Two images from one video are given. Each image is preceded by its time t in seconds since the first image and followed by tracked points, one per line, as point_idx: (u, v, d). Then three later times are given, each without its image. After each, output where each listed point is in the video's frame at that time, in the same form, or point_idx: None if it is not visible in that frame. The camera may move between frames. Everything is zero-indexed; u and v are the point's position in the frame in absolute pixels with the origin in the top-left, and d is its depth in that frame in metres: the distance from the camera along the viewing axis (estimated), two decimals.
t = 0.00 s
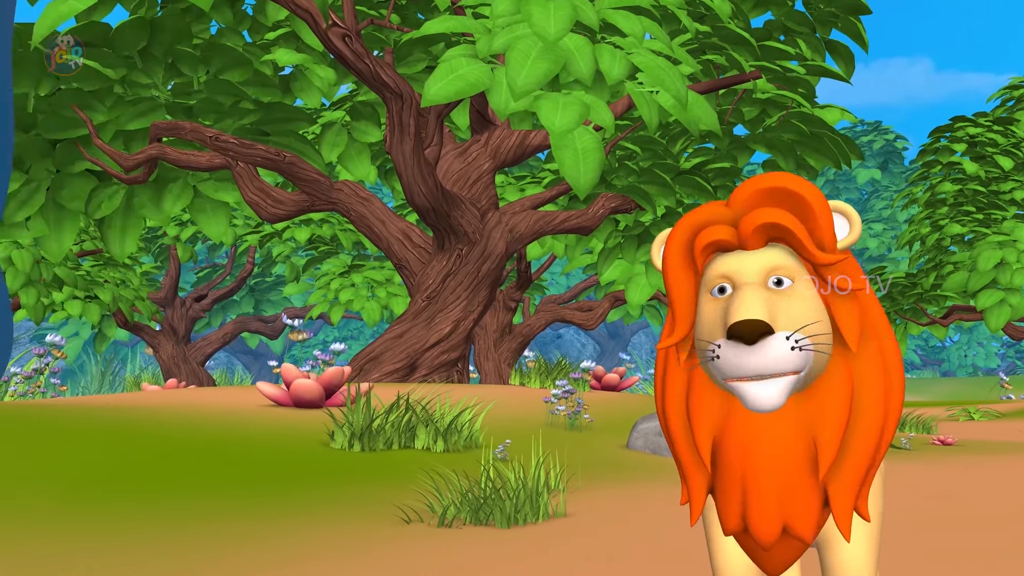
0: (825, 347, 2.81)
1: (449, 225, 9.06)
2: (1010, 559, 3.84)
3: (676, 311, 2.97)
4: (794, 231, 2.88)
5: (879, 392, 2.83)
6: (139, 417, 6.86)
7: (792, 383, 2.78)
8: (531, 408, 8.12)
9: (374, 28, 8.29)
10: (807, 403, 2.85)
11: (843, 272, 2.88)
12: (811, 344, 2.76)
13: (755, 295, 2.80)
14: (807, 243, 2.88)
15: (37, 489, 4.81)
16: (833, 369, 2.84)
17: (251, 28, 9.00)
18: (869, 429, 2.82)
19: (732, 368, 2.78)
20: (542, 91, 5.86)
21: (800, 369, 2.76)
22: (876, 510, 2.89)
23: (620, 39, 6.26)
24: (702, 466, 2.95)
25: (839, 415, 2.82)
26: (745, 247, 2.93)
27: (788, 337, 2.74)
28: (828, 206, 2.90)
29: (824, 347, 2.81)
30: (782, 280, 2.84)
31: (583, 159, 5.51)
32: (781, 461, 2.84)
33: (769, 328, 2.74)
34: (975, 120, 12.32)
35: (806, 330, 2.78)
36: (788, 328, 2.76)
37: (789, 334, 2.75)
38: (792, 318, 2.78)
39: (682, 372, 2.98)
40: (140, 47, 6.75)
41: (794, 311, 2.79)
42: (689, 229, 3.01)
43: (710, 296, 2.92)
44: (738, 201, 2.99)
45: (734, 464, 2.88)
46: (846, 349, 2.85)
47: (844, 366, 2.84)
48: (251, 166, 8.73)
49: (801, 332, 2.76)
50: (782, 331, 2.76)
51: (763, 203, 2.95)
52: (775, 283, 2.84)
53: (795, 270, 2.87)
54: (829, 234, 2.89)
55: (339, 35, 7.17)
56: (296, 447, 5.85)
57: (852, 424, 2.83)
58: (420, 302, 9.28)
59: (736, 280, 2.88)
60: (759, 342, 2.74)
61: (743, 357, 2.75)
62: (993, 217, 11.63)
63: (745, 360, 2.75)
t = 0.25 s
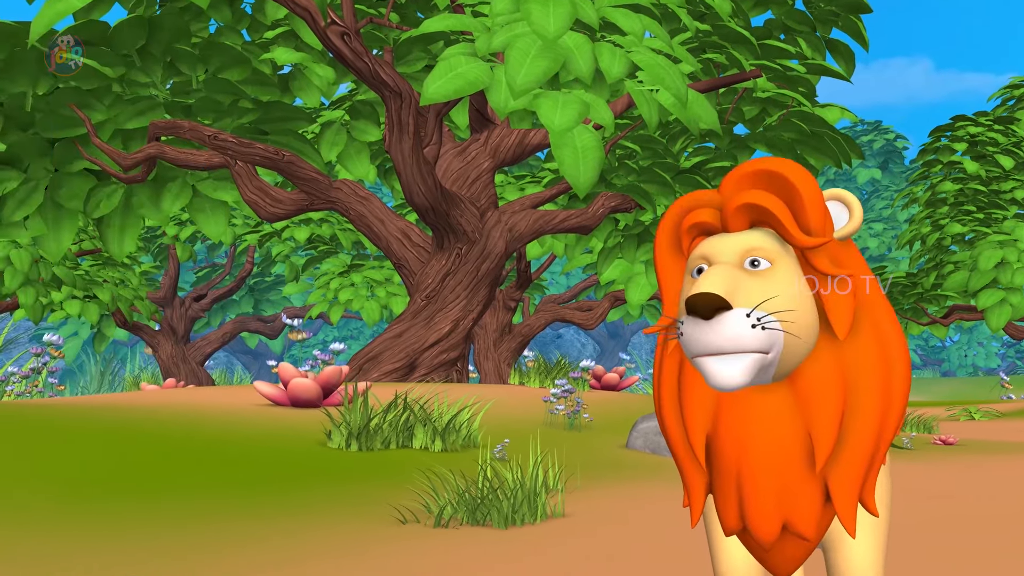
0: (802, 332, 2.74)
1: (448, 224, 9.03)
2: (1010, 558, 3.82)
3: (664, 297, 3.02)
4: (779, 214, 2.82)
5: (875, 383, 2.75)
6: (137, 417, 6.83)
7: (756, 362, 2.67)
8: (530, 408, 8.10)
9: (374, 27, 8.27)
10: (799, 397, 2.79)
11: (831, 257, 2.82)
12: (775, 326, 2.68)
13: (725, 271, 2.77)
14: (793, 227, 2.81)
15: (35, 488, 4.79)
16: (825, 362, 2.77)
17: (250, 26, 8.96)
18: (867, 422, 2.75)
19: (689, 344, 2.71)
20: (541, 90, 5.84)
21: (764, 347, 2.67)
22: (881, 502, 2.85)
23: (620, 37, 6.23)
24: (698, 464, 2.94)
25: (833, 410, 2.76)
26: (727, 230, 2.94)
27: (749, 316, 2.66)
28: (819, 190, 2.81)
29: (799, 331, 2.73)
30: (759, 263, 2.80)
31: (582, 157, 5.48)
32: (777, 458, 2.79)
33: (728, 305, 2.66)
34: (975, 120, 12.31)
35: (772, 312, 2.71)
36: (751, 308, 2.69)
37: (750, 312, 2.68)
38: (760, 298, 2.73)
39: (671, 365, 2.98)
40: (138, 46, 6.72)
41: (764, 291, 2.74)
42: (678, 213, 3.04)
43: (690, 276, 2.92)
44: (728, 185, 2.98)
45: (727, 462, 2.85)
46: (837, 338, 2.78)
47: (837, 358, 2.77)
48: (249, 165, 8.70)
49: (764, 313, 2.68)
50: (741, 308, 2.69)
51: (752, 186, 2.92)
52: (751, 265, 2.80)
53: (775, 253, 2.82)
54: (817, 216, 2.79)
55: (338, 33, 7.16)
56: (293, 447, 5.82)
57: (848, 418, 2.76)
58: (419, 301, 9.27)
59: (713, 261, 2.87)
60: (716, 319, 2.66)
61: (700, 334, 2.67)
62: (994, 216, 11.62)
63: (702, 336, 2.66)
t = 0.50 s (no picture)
0: (806, 321, 2.72)
1: (447, 223, 9.01)
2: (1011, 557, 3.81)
3: (663, 293, 3.02)
4: (782, 204, 2.80)
5: (883, 380, 2.72)
6: (135, 417, 6.81)
7: (757, 353, 2.68)
8: (529, 407, 8.09)
9: (373, 26, 8.26)
10: (805, 396, 2.75)
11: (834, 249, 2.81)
12: (775, 312, 2.69)
13: (726, 258, 2.77)
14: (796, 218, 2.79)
15: (33, 489, 4.77)
16: (830, 360, 2.74)
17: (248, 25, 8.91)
18: (875, 422, 2.71)
19: (690, 335, 2.71)
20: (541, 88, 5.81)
21: (764, 334, 2.67)
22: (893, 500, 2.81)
23: (619, 36, 6.21)
24: (704, 467, 2.90)
25: (841, 410, 2.72)
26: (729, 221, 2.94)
27: (749, 301, 2.67)
28: (823, 180, 2.79)
29: (803, 321, 2.72)
30: (759, 252, 2.79)
31: (583, 156, 5.46)
32: (785, 459, 2.74)
33: (728, 291, 2.67)
34: (976, 119, 12.30)
35: (772, 298, 2.71)
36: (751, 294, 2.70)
37: (751, 298, 2.68)
38: (762, 285, 2.73)
39: (672, 365, 2.96)
40: (137, 45, 6.69)
41: (765, 279, 2.74)
42: (677, 204, 3.03)
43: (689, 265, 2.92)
44: (730, 175, 2.97)
45: (735, 467, 2.82)
46: (842, 333, 2.75)
47: (842, 356, 2.74)
48: (248, 164, 8.68)
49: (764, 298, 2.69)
50: (741, 294, 2.70)
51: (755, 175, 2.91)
52: (751, 254, 2.80)
53: (777, 243, 2.81)
54: (820, 208, 2.78)
55: (337, 31, 7.14)
56: (292, 447, 5.80)
57: (856, 417, 2.72)
58: (419, 301, 9.24)
59: (712, 249, 2.87)
60: (717, 306, 2.67)
61: (703, 325, 2.68)
62: (995, 216, 11.60)
63: (704, 327, 2.67)
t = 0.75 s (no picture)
0: (813, 334, 2.68)
1: (446, 222, 8.99)
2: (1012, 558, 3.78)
3: (660, 305, 2.93)
4: (778, 211, 2.73)
5: (895, 387, 2.69)
6: (132, 417, 6.78)
7: (766, 385, 2.65)
8: (528, 407, 8.07)
9: (371, 24, 8.25)
10: (816, 405, 2.72)
11: (837, 251, 2.76)
12: (786, 341, 2.63)
13: (730, 282, 2.71)
14: (794, 222, 2.72)
15: (30, 490, 4.75)
16: (841, 369, 2.70)
17: (246, 24, 8.87)
18: (887, 429, 2.68)
19: (699, 373, 2.65)
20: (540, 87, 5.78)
21: (776, 364, 2.63)
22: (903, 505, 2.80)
23: (619, 35, 6.18)
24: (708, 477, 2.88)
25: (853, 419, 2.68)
26: (722, 229, 2.84)
27: (758, 335, 2.61)
28: (819, 178, 2.72)
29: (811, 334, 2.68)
30: (761, 266, 2.73)
31: (582, 155, 5.44)
32: (793, 469, 2.71)
33: (736, 327, 2.61)
34: (976, 118, 12.29)
35: (781, 324, 2.65)
36: (760, 326, 2.64)
37: (759, 329, 2.63)
38: (767, 310, 2.66)
39: (675, 373, 2.92)
40: (135, 44, 6.66)
41: (767, 299, 2.68)
42: (666, 211, 2.94)
43: (686, 284, 2.84)
44: (717, 176, 2.86)
45: (744, 476, 2.78)
46: (851, 338, 2.71)
47: (853, 364, 2.70)
48: (248, 163, 8.64)
49: (773, 328, 2.63)
50: (750, 325, 2.65)
51: (746, 181, 2.81)
52: (753, 269, 2.73)
53: (777, 254, 2.75)
54: (820, 209, 2.72)
55: (336, 29, 7.12)
56: (289, 447, 5.77)
57: (867, 424, 2.69)
58: (418, 300, 9.21)
59: (710, 266, 2.78)
60: (723, 342, 2.60)
61: (710, 363, 2.61)
62: (995, 215, 11.59)
63: (711, 365, 2.61)
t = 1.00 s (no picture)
0: (745, 322, 2.54)
1: (445, 221, 8.97)
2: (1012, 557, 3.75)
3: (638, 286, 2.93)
4: (726, 195, 2.60)
5: (874, 378, 2.50)
6: (130, 416, 6.75)
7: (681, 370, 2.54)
8: (527, 406, 8.05)
9: (371, 22, 8.25)
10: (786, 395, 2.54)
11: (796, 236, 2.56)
12: (696, 327, 2.51)
13: (663, 266, 2.64)
14: (740, 209, 2.58)
15: (25, 491, 4.71)
16: (811, 359, 2.51)
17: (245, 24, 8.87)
18: (863, 420, 2.51)
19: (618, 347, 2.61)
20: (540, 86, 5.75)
21: (690, 343, 2.52)
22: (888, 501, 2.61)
23: (620, 34, 6.16)
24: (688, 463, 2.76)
25: (828, 413, 2.50)
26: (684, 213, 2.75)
27: (665, 316, 2.51)
28: (776, 161, 2.56)
29: (739, 320, 2.53)
30: (706, 252, 2.62)
31: (582, 153, 5.41)
32: (765, 462, 2.57)
33: (641, 306, 2.53)
34: (977, 118, 12.27)
35: (699, 310, 2.53)
36: (672, 307, 2.53)
37: (668, 310, 2.53)
38: (687, 294, 2.55)
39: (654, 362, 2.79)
40: (133, 42, 6.63)
41: (698, 284, 2.57)
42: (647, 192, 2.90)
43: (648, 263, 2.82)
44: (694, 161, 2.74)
45: (719, 472, 2.66)
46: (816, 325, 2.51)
47: (827, 353, 2.51)
48: (246, 162, 8.59)
49: (684, 311, 2.52)
50: (660, 305, 2.55)
51: (711, 163, 2.69)
52: (697, 254, 2.64)
53: (724, 240, 2.63)
54: (773, 193, 2.54)
55: (334, 28, 7.17)
56: (285, 447, 5.74)
57: (841, 416, 2.51)
58: (417, 300, 9.17)
59: (664, 248, 2.74)
60: (630, 319, 2.54)
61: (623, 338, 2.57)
62: (996, 214, 11.56)
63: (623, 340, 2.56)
